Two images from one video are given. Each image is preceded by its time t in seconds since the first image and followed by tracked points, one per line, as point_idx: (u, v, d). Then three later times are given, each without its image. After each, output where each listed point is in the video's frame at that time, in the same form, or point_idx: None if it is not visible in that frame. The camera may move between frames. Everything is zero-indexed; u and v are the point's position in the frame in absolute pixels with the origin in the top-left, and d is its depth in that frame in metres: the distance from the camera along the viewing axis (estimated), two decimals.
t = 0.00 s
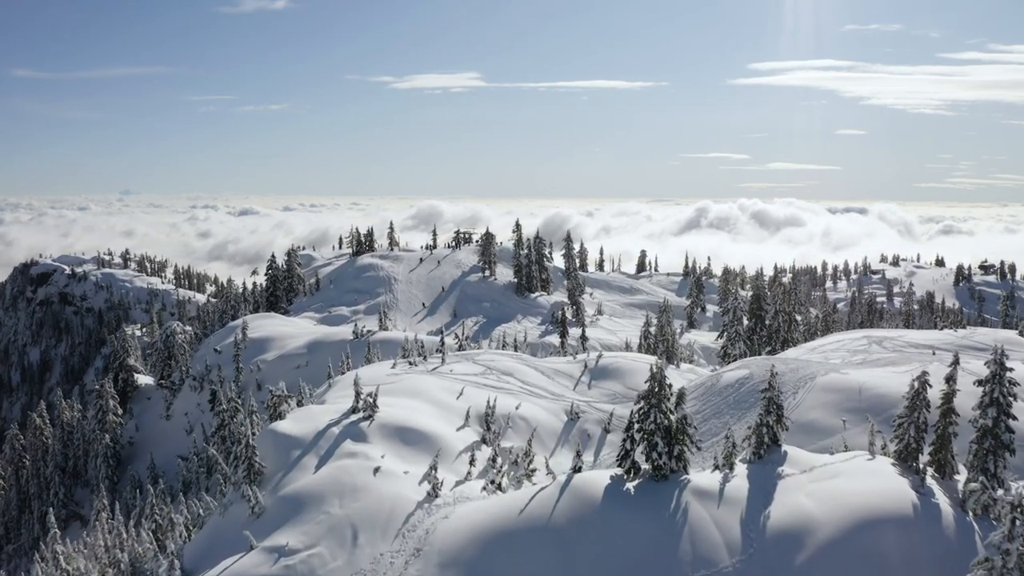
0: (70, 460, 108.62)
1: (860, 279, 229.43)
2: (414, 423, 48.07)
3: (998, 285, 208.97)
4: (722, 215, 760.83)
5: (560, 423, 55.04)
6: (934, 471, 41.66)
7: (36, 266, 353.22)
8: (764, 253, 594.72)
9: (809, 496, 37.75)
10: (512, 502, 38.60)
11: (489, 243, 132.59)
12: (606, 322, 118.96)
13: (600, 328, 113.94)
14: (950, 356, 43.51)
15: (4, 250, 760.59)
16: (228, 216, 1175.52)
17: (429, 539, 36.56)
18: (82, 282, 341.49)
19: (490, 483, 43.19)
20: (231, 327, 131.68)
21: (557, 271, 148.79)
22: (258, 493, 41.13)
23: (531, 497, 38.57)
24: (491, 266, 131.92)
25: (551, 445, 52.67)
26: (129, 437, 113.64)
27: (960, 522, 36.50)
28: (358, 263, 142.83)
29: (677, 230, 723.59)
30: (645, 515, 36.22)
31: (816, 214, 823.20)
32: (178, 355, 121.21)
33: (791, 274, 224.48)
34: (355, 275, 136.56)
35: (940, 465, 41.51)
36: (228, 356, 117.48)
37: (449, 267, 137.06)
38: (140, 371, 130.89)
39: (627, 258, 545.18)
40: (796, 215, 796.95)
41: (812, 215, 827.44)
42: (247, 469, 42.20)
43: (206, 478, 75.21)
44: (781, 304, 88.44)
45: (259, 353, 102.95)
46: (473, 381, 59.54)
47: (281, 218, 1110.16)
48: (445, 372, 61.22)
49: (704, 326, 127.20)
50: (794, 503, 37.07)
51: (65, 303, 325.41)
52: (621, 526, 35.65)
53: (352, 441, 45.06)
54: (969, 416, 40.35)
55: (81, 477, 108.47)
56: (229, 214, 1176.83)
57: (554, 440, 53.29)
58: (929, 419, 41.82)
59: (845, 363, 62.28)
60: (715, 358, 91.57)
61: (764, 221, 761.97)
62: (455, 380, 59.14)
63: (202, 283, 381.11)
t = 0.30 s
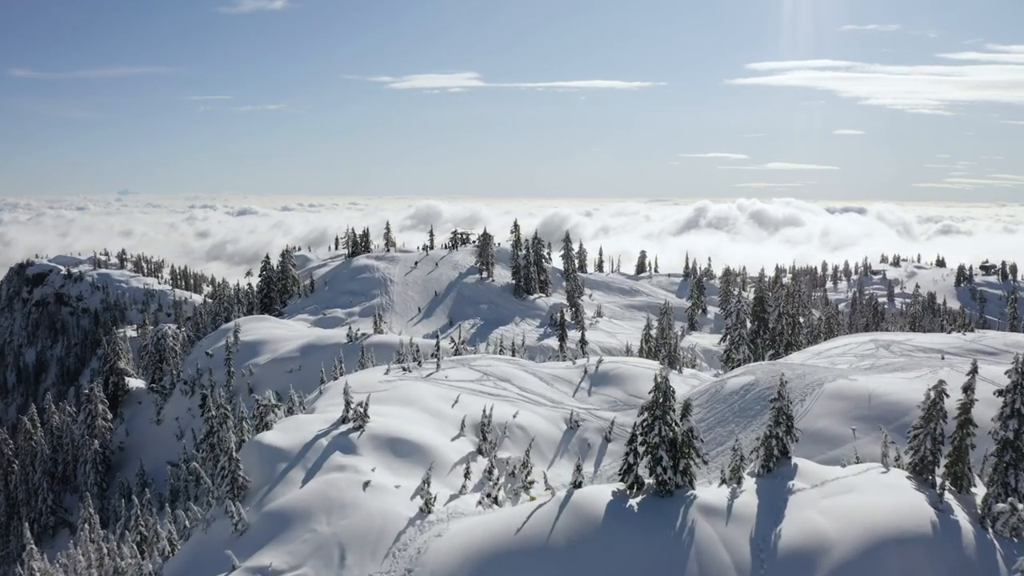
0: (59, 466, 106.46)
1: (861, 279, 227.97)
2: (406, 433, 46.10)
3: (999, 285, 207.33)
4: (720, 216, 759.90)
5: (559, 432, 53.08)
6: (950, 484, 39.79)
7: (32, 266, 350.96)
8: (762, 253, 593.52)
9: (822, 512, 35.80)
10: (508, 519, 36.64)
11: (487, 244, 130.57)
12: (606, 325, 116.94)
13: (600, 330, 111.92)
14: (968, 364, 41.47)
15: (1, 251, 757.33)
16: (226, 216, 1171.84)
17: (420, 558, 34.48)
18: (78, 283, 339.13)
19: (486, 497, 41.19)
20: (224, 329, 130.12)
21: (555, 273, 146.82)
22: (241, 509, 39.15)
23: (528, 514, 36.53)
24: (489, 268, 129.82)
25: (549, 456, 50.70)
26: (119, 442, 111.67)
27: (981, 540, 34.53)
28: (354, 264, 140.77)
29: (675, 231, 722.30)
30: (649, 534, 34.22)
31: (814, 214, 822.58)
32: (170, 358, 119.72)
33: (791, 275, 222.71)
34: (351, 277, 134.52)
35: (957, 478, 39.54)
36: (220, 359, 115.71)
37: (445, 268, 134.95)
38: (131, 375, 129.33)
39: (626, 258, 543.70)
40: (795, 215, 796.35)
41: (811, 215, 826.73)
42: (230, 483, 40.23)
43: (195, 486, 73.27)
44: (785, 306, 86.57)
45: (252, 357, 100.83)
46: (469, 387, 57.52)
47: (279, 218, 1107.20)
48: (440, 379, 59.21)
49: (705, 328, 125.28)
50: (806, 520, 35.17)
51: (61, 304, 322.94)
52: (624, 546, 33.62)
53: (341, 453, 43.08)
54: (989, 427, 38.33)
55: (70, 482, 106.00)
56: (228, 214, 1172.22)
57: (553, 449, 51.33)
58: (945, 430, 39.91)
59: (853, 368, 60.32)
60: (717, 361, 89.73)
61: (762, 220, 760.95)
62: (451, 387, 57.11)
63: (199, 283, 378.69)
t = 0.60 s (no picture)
0: (48, 471, 104.34)
1: (860, 280, 226.72)
2: (399, 444, 44.40)
3: (1000, 286, 205.96)
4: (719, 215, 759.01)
5: (558, 441, 51.39)
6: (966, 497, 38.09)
7: (28, 267, 348.72)
8: (761, 253, 592.60)
9: (835, 528, 34.06)
10: (505, 536, 34.84)
11: (484, 245, 128.76)
12: (605, 327, 115.11)
13: (599, 333, 110.12)
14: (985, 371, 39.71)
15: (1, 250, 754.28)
16: (224, 216, 1168.23)
17: None
18: (74, 283, 336.59)
19: (481, 511, 39.44)
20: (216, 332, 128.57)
21: (554, 274, 145.09)
22: (224, 525, 37.34)
23: (525, 531, 34.74)
24: (486, 269, 127.89)
25: (548, 465, 49.00)
26: (109, 447, 109.88)
27: (1002, 558, 32.82)
28: (350, 265, 138.93)
29: (674, 231, 721.33)
30: (653, 552, 32.40)
31: (812, 214, 822.26)
32: (162, 361, 118.39)
33: (790, 275, 221.30)
34: (346, 278, 132.62)
35: (973, 491, 37.86)
36: (212, 363, 114.55)
37: (442, 270, 133.14)
38: (123, 379, 127.65)
39: (625, 258, 542.43)
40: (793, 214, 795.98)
41: (808, 215, 826.16)
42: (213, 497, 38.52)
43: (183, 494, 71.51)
44: (788, 308, 84.91)
45: (244, 360, 99.08)
46: (465, 394, 55.81)
47: (278, 217, 1101.92)
48: (436, 385, 57.43)
49: (704, 330, 123.72)
50: (817, 536, 33.42)
51: (56, 304, 320.64)
52: (626, 565, 31.77)
53: (331, 465, 41.35)
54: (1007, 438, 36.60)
55: (59, 488, 103.87)
56: (226, 215, 1170.15)
57: (551, 459, 49.64)
58: (961, 441, 38.20)
59: (860, 373, 58.59)
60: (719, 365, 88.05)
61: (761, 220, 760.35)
62: (446, 393, 55.33)
63: (195, 284, 376.22)
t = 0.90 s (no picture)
0: (37, 477, 101.88)
1: (860, 280, 225.52)
2: (391, 456, 42.59)
3: (1000, 286, 204.64)
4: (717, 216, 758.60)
5: (557, 450, 49.66)
6: (983, 512, 36.38)
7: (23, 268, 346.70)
8: (759, 253, 591.99)
9: (848, 546, 32.27)
10: (500, 555, 32.96)
11: (481, 245, 126.93)
12: (603, 330, 113.30)
13: (598, 335, 108.31)
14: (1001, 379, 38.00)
15: None
16: (221, 216, 1163.83)
17: None
18: (69, 283, 334.59)
19: (475, 527, 37.56)
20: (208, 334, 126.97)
21: (551, 275, 143.33)
22: (205, 542, 35.48)
23: (521, 550, 32.88)
24: (483, 270, 125.98)
25: (546, 476, 47.26)
26: (99, 452, 108.02)
27: None
28: (344, 267, 136.94)
29: (672, 231, 720.54)
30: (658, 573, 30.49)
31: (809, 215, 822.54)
32: (153, 364, 116.71)
33: (790, 275, 220.14)
34: (340, 279, 130.68)
35: (990, 506, 36.15)
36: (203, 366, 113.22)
37: (439, 271, 131.24)
38: (114, 382, 125.66)
39: (623, 258, 541.27)
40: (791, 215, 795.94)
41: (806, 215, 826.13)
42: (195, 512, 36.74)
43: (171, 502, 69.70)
44: (790, 311, 83.24)
45: (236, 364, 97.56)
46: (460, 401, 54.05)
47: (275, 217, 1097.90)
48: (430, 391, 55.64)
49: (705, 332, 122.12)
50: (829, 554, 31.65)
51: (51, 305, 318.10)
52: None
53: (319, 479, 39.55)
54: None
55: (48, 494, 101.47)
56: (223, 215, 1166.39)
57: (549, 469, 47.91)
58: (976, 452, 36.49)
59: (866, 377, 56.86)
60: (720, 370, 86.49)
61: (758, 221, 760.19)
62: (440, 400, 53.59)
63: (191, 284, 373.87)
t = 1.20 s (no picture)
0: (26, 483, 99.35)
1: (859, 281, 224.32)
2: (382, 469, 40.78)
3: (999, 287, 203.24)
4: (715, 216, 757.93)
5: (555, 460, 48.04)
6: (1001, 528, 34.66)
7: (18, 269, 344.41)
8: (757, 253, 591.41)
9: (863, 565, 30.54)
10: None
11: (476, 247, 125.15)
12: (601, 332, 111.45)
13: (596, 338, 106.53)
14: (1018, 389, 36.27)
15: None
16: (218, 216, 1160.29)
17: None
18: (64, 284, 332.34)
19: (469, 544, 35.79)
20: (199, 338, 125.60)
21: (549, 277, 141.53)
22: (184, 561, 33.62)
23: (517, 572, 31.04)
24: (479, 272, 124.02)
25: (544, 487, 45.65)
26: (89, 458, 105.92)
27: None
28: (339, 268, 135.03)
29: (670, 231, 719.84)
30: None
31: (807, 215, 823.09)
32: (144, 367, 115.18)
33: (789, 276, 218.91)
34: (335, 281, 128.80)
35: (1009, 522, 34.44)
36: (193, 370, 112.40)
37: (434, 272, 129.28)
38: (103, 386, 123.59)
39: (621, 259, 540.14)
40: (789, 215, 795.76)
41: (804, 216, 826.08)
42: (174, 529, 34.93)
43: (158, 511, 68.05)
44: (791, 314, 81.62)
45: (227, 367, 96.28)
46: (454, 409, 52.39)
47: (273, 217, 1093.15)
48: (423, 398, 53.92)
49: (704, 334, 120.59)
50: (842, 575, 29.91)
51: (47, 306, 315.67)
52: None
53: (305, 494, 37.71)
54: None
55: (37, 500, 98.88)
56: (220, 215, 1163.05)
57: (547, 480, 46.29)
58: (994, 465, 34.78)
59: (873, 383, 55.08)
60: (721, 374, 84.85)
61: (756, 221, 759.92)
62: (434, 408, 51.87)
63: (188, 285, 371.52)
